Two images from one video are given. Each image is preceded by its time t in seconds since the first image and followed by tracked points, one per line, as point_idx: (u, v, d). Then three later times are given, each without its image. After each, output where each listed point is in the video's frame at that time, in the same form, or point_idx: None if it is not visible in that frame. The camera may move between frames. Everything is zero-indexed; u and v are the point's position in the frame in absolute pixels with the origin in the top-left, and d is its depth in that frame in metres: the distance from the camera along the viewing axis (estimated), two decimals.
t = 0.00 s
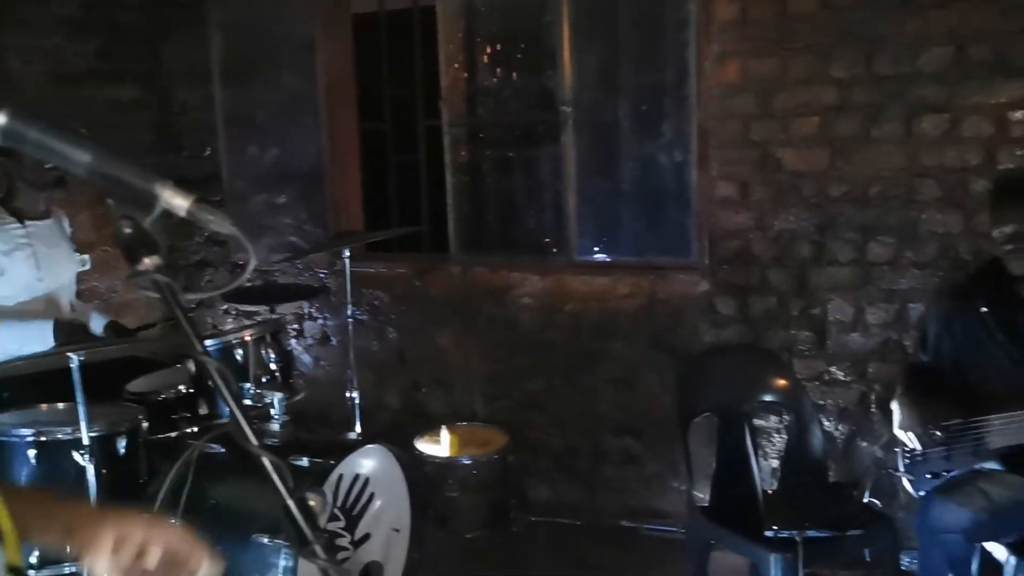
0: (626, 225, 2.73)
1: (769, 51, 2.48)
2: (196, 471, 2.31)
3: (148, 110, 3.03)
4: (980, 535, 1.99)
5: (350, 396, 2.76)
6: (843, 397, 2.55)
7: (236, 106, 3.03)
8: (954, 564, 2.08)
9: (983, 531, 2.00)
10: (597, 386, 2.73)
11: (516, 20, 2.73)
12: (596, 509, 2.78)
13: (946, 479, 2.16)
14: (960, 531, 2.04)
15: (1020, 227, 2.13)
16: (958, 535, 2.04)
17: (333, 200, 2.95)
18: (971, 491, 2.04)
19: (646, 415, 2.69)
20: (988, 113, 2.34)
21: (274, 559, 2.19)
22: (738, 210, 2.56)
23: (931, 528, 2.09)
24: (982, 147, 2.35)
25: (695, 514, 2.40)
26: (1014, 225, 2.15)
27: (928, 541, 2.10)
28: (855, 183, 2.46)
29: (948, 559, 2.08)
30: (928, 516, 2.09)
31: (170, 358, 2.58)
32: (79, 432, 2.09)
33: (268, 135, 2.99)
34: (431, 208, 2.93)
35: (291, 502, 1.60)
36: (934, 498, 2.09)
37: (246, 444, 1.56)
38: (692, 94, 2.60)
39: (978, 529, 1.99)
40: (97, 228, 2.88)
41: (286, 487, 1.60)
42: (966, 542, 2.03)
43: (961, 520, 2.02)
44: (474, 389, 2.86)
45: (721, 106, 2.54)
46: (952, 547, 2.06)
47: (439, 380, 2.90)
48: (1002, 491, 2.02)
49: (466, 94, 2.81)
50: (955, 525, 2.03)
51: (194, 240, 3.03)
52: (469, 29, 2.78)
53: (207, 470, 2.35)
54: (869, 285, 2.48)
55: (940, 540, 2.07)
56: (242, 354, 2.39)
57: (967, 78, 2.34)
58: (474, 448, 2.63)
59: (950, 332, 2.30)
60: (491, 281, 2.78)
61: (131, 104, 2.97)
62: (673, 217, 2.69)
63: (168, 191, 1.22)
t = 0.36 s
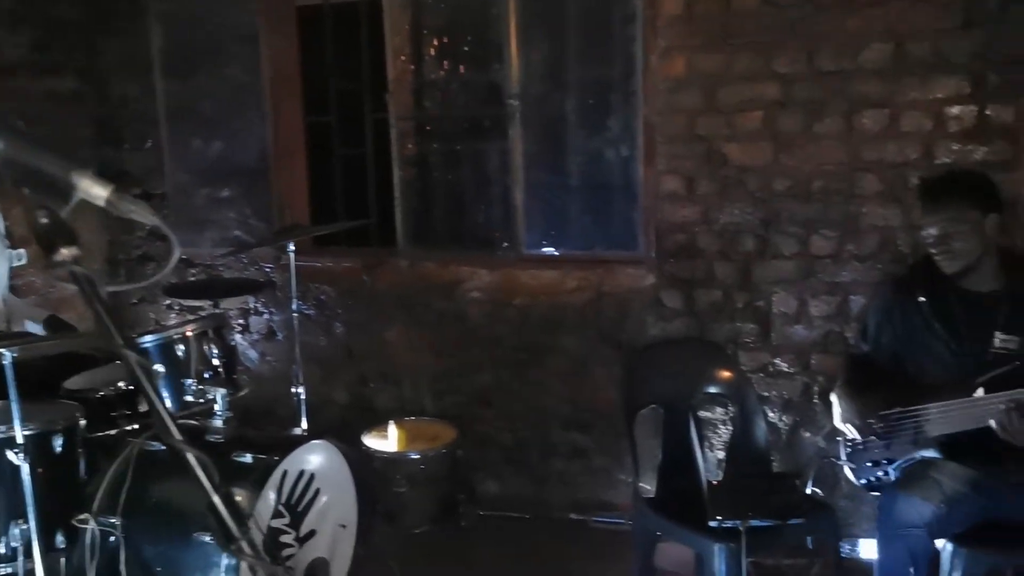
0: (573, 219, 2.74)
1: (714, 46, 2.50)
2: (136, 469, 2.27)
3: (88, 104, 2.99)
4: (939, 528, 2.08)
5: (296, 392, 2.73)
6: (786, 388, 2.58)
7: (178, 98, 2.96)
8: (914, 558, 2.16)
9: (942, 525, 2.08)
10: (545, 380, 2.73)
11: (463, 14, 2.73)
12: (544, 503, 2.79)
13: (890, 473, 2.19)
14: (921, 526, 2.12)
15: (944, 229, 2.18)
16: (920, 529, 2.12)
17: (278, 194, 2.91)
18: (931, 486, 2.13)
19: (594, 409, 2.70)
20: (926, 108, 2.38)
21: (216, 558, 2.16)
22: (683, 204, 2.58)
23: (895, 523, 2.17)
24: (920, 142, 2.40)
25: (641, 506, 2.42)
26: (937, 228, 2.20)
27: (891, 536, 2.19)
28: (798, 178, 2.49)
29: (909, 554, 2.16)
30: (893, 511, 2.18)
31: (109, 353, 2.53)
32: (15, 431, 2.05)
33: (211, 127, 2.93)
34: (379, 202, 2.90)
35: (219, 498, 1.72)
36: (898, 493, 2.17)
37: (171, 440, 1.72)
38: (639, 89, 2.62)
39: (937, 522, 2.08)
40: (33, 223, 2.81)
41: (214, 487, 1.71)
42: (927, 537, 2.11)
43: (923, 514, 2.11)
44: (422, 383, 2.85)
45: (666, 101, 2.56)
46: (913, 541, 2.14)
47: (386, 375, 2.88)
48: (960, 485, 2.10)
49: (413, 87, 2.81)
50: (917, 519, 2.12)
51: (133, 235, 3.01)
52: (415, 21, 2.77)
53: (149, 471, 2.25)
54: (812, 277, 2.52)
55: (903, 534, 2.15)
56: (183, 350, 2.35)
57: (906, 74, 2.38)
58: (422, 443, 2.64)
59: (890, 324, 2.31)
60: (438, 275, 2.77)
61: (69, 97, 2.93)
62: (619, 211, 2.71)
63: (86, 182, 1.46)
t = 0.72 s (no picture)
0: (524, 214, 2.76)
1: (661, 41, 2.52)
2: (78, 468, 2.25)
3: (25, 95, 2.92)
4: (863, 512, 2.16)
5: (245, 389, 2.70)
6: (734, 381, 2.61)
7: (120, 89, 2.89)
8: (843, 542, 2.23)
9: (867, 508, 2.16)
10: (496, 374, 2.73)
11: (412, 8, 2.72)
12: (496, 498, 2.79)
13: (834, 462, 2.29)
14: (847, 510, 2.19)
15: (881, 224, 2.25)
16: (846, 513, 2.19)
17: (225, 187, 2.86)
18: (857, 472, 2.20)
19: (545, 403, 2.71)
20: (868, 104, 2.43)
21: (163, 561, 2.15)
22: (632, 199, 2.59)
23: (822, 507, 2.25)
24: (863, 138, 2.44)
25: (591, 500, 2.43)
26: (875, 223, 2.27)
27: (820, 520, 2.26)
28: (745, 172, 2.52)
29: (836, 537, 2.23)
30: (821, 496, 2.25)
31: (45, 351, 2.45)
32: None
33: (155, 120, 2.88)
34: (329, 198, 2.90)
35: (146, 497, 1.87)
36: (825, 479, 2.26)
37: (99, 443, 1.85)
38: (588, 84, 2.63)
39: (861, 506, 2.16)
40: None
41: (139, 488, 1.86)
42: (853, 521, 2.18)
43: (847, 498, 2.18)
44: (372, 379, 2.83)
45: (615, 96, 2.57)
46: (839, 525, 2.21)
47: (337, 371, 2.86)
48: (887, 472, 2.16)
49: (362, 81, 2.80)
50: (843, 504, 2.19)
51: (74, 232, 2.96)
52: (363, 15, 2.76)
53: (94, 467, 2.26)
54: (759, 271, 2.55)
55: (831, 518, 2.23)
56: (125, 348, 2.31)
57: (848, 71, 2.43)
58: (373, 439, 2.63)
59: (832, 316, 2.35)
60: (389, 271, 2.76)
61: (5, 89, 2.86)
62: (569, 206, 2.72)
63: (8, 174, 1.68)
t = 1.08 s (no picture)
0: (477, 209, 2.76)
1: (612, 36, 2.52)
2: (20, 470, 2.22)
3: None
4: (821, 503, 2.16)
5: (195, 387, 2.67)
6: (686, 374, 2.63)
7: (65, 83, 2.83)
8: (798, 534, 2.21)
9: (824, 500, 2.16)
10: (451, 370, 2.73)
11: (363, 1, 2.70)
12: (451, 493, 2.79)
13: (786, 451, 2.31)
14: (805, 503, 2.18)
15: (825, 221, 2.25)
16: (804, 506, 2.18)
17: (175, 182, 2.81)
18: (813, 465, 2.19)
19: (499, 399, 2.71)
20: (815, 100, 2.45)
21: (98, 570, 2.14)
22: (585, 194, 2.60)
23: (779, 500, 2.23)
24: (810, 133, 2.47)
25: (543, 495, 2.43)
26: (819, 220, 2.27)
27: (776, 513, 2.24)
28: (696, 167, 2.54)
29: (793, 530, 2.21)
30: (778, 489, 2.23)
31: None
32: None
33: (101, 114, 2.83)
34: (279, 194, 2.89)
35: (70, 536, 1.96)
36: (782, 472, 2.24)
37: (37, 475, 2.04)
38: (540, 79, 2.63)
39: (820, 498, 2.16)
40: None
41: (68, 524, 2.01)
42: (811, 513, 2.18)
43: (806, 491, 2.17)
44: (325, 376, 2.81)
45: (567, 91, 2.57)
46: (796, 517, 2.19)
47: (289, 368, 2.83)
48: (839, 462, 2.17)
49: (313, 75, 2.78)
50: (799, 497, 2.18)
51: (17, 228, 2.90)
52: (313, 8, 2.74)
53: (36, 470, 2.23)
54: (710, 265, 2.57)
55: (787, 511, 2.21)
56: (70, 345, 2.26)
57: (796, 67, 2.45)
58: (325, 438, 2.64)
59: (781, 310, 2.38)
60: (341, 266, 2.74)
61: None
62: (522, 201, 2.72)
63: None
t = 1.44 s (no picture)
0: (434, 210, 2.75)
1: (568, 39, 2.53)
2: None
3: None
4: (776, 502, 2.19)
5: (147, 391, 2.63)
6: (643, 375, 2.64)
7: (12, 82, 2.77)
8: (753, 533, 2.22)
9: (778, 499, 2.19)
10: (409, 373, 2.72)
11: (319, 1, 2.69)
12: (409, 496, 2.79)
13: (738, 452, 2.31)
14: (759, 502, 2.20)
15: (779, 223, 2.28)
16: (758, 505, 2.20)
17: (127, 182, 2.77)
18: (768, 465, 2.23)
19: (458, 401, 2.71)
20: (769, 104, 2.48)
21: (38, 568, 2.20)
22: (542, 196, 2.60)
23: (733, 500, 2.24)
24: (764, 136, 2.50)
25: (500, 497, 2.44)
26: (773, 222, 2.29)
27: (730, 513, 2.25)
28: (652, 170, 2.55)
29: (748, 529, 2.22)
30: (732, 489, 2.25)
31: None
32: None
33: (50, 115, 2.77)
34: (234, 196, 2.87)
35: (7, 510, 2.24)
36: (736, 472, 2.26)
37: None
38: (496, 81, 2.64)
39: (774, 498, 2.19)
40: None
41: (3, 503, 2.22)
42: (766, 512, 2.20)
43: (760, 490, 2.20)
44: (282, 379, 2.79)
45: (524, 93, 2.57)
46: (751, 517, 2.21)
47: (245, 372, 2.81)
48: (791, 460, 2.23)
49: (267, 76, 2.75)
50: (755, 496, 2.20)
51: None
52: (268, 9, 2.72)
53: None
54: (666, 267, 2.59)
55: (742, 511, 2.22)
56: (17, 350, 2.24)
57: (750, 71, 2.48)
58: (282, 441, 2.58)
59: (734, 312, 2.39)
60: (298, 269, 2.72)
61: None
62: (480, 203, 2.73)
63: None
